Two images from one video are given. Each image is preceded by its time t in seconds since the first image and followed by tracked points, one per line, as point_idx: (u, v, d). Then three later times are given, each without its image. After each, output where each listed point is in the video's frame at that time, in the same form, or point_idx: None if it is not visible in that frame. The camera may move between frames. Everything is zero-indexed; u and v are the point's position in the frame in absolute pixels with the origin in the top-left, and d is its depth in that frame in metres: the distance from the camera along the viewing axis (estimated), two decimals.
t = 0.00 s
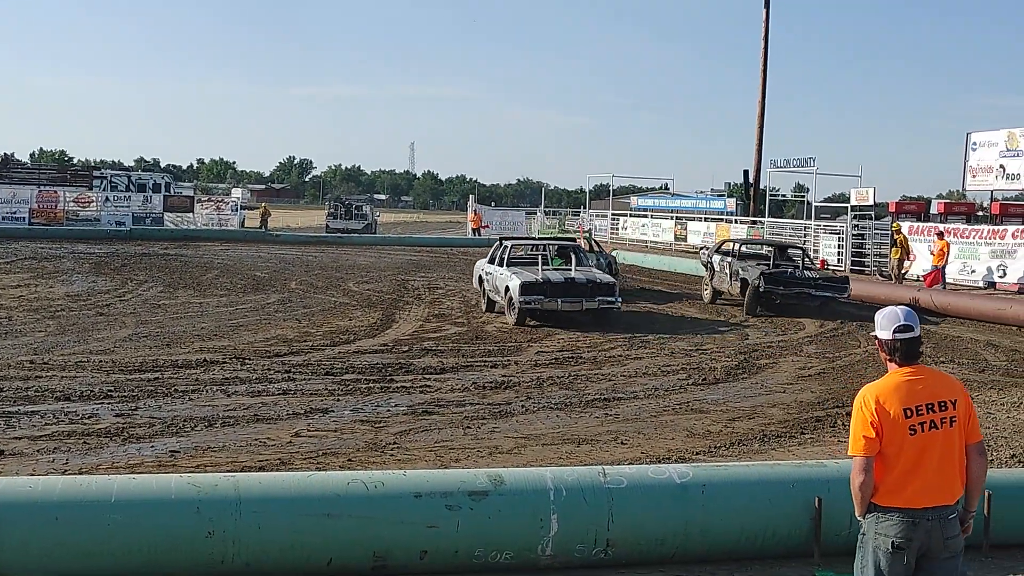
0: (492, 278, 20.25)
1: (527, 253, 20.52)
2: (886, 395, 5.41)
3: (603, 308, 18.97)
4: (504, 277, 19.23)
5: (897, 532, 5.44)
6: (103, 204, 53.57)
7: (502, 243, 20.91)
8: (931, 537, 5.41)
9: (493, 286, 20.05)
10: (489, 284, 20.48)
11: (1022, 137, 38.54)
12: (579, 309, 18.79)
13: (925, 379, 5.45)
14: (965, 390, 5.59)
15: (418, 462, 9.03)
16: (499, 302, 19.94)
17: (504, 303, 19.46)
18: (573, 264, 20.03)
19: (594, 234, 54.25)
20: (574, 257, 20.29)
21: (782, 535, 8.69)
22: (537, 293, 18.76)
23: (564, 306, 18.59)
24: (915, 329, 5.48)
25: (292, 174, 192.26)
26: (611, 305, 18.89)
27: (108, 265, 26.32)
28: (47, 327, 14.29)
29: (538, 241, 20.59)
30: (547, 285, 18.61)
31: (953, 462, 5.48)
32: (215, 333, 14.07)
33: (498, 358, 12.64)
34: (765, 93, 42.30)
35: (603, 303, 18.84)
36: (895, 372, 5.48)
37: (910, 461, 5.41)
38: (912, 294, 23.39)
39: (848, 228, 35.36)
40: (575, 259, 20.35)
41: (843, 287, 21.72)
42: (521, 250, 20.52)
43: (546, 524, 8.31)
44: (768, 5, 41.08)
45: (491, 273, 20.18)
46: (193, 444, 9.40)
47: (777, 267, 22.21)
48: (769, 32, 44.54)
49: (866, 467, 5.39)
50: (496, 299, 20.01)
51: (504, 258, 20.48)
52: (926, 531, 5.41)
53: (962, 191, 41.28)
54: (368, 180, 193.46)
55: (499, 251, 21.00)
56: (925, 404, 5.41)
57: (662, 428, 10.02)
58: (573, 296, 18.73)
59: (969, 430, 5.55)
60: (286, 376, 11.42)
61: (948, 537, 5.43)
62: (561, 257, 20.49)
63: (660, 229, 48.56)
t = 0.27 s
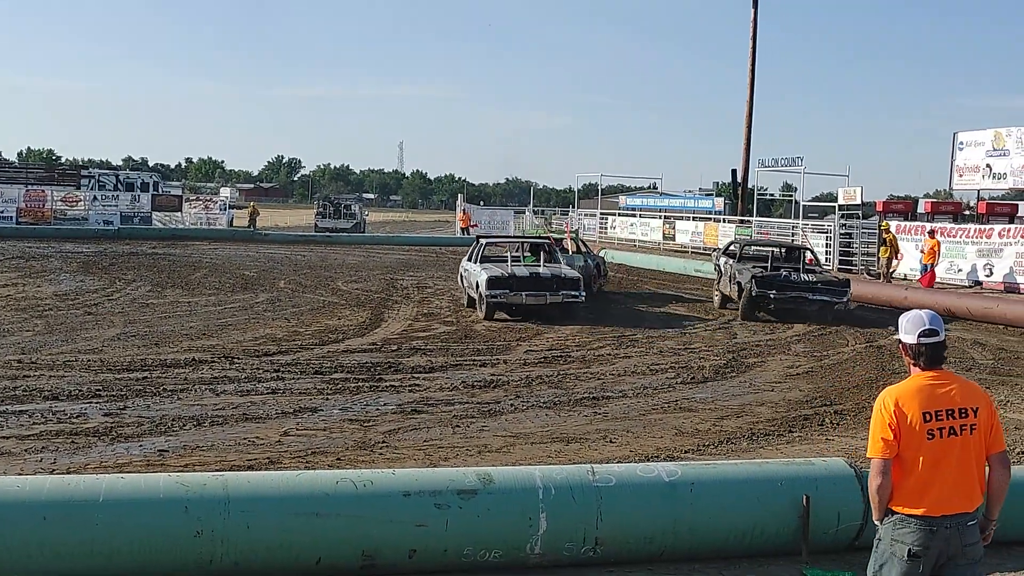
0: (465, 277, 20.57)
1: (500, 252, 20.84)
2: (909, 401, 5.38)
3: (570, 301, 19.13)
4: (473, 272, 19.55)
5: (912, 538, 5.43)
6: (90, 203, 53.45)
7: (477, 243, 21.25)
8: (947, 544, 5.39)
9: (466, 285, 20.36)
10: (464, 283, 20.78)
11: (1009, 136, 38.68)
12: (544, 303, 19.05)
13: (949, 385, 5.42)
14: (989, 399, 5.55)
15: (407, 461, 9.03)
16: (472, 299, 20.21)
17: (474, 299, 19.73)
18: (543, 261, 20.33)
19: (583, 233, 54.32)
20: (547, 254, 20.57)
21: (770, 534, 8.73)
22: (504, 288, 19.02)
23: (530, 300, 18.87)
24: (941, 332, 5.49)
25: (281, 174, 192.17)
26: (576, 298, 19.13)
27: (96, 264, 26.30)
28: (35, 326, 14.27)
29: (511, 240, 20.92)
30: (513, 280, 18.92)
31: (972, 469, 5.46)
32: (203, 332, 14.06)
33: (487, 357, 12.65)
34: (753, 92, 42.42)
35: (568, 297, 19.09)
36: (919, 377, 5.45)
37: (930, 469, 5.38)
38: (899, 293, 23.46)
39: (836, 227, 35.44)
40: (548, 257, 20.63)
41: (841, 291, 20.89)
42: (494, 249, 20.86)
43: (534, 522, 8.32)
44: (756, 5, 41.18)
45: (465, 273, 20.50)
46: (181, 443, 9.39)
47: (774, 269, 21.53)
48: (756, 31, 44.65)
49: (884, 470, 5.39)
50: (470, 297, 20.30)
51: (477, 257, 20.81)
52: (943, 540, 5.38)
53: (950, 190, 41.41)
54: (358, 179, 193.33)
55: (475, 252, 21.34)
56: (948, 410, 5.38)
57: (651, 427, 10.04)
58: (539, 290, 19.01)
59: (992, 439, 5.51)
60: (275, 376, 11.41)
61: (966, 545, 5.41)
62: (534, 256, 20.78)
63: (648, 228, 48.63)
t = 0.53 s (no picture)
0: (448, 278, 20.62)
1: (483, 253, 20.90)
2: (934, 405, 5.42)
3: (547, 299, 19.15)
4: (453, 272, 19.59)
5: (934, 544, 5.46)
6: (79, 202, 53.36)
7: (462, 245, 21.33)
8: (969, 550, 5.44)
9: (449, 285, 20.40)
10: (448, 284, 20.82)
11: (997, 136, 38.80)
12: (522, 301, 19.03)
13: (974, 390, 5.46)
14: (1013, 406, 5.61)
15: (397, 461, 9.02)
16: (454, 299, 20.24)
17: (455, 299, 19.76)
18: (523, 261, 20.35)
19: (572, 233, 54.36)
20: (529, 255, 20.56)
21: (760, 532, 8.74)
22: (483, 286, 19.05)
23: (507, 297, 18.85)
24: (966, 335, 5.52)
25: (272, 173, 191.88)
26: (553, 297, 19.12)
27: (84, 263, 26.23)
28: (23, 325, 14.24)
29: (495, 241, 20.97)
30: (491, 278, 18.93)
31: (995, 476, 5.50)
32: (193, 332, 14.04)
33: (477, 356, 12.65)
34: (743, 92, 42.53)
35: (545, 295, 19.07)
36: (944, 379, 5.49)
37: (954, 475, 5.42)
38: (888, 292, 23.53)
39: (825, 226, 35.50)
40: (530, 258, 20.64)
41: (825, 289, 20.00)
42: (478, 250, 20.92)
43: (524, 521, 8.32)
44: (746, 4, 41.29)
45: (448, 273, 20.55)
46: (171, 442, 9.37)
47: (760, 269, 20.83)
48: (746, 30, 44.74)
49: (908, 472, 5.42)
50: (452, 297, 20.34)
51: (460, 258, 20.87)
52: (964, 546, 5.44)
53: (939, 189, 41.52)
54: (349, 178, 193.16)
55: (461, 254, 21.41)
56: (973, 415, 5.42)
57: (641, 426, 10.05)
58: (517, 288, 18.99)
59: (1015, 447, 5.55)
60: (265, 375, 11.39)
61: (987, 551, 5.46)
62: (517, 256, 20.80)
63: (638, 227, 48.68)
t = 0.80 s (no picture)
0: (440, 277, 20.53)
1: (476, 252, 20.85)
2: (945, 405, 5.41)
3: (542, 301, 19.07)
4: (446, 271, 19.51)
5: (937, 544, 5.49)
6: (70, 201, 53.21)
7: (455, 244, 21.25)
8: (972, 551, 5.48)
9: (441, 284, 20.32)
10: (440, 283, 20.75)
11: (988, 135, 38.87)
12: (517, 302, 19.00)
13: (983, 392, 5.47)
14: (1020, 408, 5.63)
15: (388, 460, 9.00)
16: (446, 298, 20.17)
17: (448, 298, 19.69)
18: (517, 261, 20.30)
19: (564, 232, 54.36)
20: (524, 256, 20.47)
21: (751, 532, 8.74)
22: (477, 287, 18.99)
23: (502, 298, 18.81)
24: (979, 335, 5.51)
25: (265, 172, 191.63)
26: (549, 299, 19.04)
27: (75, 262, 26.13)
28: (14, 324, 14.19)
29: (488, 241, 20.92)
30: (486, 278, 18.87)
31: (1000, 478, 5.53)
32: (185, 331, 14.00)
33: (468, 355, 12.64)
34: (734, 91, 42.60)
35: (541, 296, 19.03)
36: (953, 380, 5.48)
37: (963, 477, 5.44)
38: (880, 291, 23.57)
39: (816, 226, 35.54)
40: (523, 258, 20.59)
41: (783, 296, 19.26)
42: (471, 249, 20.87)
43: (516, 521, 8.32)
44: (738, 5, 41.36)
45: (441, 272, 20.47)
46: (161, 442, 9.35)
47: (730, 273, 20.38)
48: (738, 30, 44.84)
49: (916, 472, 5.42)
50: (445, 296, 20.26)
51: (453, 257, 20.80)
52: (968, 547, 5.49)
53: (930, 189, 41.60)
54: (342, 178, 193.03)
55: (453, 253, 21.35)
56: (982, 417, 5.43)
57: (632, 425, 10.04)
58: (512, 289, 18.94)
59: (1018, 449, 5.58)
60: (256, 374, 11.37)
61: (988, 551, 5.52)
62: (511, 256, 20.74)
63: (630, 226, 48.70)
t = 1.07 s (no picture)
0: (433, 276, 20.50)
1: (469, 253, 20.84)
2: (947, 408, 5.42)
3: (538, 301, 19.10)
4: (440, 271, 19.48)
5: (935, 548, 5.51)
6: (61, 201, 53.08)
7: (446, 244, 21.24)
8: (970, 554, 5.50)
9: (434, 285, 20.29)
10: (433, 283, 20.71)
11: (980, 136, 38.94)
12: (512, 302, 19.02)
13: (984, 395, 5.48)
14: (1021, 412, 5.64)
15: (380, 461, 8.99)
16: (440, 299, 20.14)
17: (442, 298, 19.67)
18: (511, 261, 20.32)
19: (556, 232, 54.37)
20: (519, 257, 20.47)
21: (743, 532, 8.75)
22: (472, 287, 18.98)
23: (498, 298, 18.81)
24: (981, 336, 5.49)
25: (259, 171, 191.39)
26: (544, 299, 19.08)
27: (66, 262, 26.06)
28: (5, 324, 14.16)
29: (481, 241, 20.94)
30: (481, 278, 18.86)
31: (1000, 482, 5.55)
32: (177, 331, 13.99)
33: (460, 356, 12.64)
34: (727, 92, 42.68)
35: (536, 296, 19.05)
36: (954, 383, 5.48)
37: (962, 481, 5.45)
38: (872, 292, 23.62)
39: (808, 227, 35.59)
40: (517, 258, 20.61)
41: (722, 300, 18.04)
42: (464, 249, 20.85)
43: (507, 522, 8.32)
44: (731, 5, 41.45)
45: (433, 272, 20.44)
46: (153, 442, 9.34)
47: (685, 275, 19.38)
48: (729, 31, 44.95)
49: (916, 475, 5.43)
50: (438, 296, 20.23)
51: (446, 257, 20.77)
52: (966, 550, 5.50)
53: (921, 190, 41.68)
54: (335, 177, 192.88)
55: (444, 253, 21.34)
56: (982, 420, 5.44)
57: (624, 426, 10.05)
58: (507, 289, 18.95)
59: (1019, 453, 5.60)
60: (248, 375, 11.36)
61: (986, 555, 5.54)
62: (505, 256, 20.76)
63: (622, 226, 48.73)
